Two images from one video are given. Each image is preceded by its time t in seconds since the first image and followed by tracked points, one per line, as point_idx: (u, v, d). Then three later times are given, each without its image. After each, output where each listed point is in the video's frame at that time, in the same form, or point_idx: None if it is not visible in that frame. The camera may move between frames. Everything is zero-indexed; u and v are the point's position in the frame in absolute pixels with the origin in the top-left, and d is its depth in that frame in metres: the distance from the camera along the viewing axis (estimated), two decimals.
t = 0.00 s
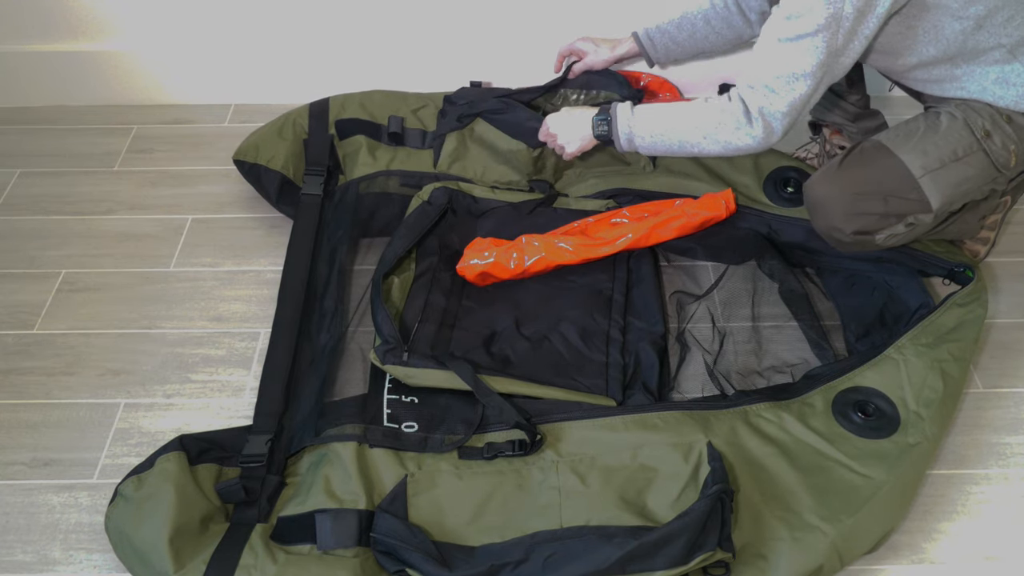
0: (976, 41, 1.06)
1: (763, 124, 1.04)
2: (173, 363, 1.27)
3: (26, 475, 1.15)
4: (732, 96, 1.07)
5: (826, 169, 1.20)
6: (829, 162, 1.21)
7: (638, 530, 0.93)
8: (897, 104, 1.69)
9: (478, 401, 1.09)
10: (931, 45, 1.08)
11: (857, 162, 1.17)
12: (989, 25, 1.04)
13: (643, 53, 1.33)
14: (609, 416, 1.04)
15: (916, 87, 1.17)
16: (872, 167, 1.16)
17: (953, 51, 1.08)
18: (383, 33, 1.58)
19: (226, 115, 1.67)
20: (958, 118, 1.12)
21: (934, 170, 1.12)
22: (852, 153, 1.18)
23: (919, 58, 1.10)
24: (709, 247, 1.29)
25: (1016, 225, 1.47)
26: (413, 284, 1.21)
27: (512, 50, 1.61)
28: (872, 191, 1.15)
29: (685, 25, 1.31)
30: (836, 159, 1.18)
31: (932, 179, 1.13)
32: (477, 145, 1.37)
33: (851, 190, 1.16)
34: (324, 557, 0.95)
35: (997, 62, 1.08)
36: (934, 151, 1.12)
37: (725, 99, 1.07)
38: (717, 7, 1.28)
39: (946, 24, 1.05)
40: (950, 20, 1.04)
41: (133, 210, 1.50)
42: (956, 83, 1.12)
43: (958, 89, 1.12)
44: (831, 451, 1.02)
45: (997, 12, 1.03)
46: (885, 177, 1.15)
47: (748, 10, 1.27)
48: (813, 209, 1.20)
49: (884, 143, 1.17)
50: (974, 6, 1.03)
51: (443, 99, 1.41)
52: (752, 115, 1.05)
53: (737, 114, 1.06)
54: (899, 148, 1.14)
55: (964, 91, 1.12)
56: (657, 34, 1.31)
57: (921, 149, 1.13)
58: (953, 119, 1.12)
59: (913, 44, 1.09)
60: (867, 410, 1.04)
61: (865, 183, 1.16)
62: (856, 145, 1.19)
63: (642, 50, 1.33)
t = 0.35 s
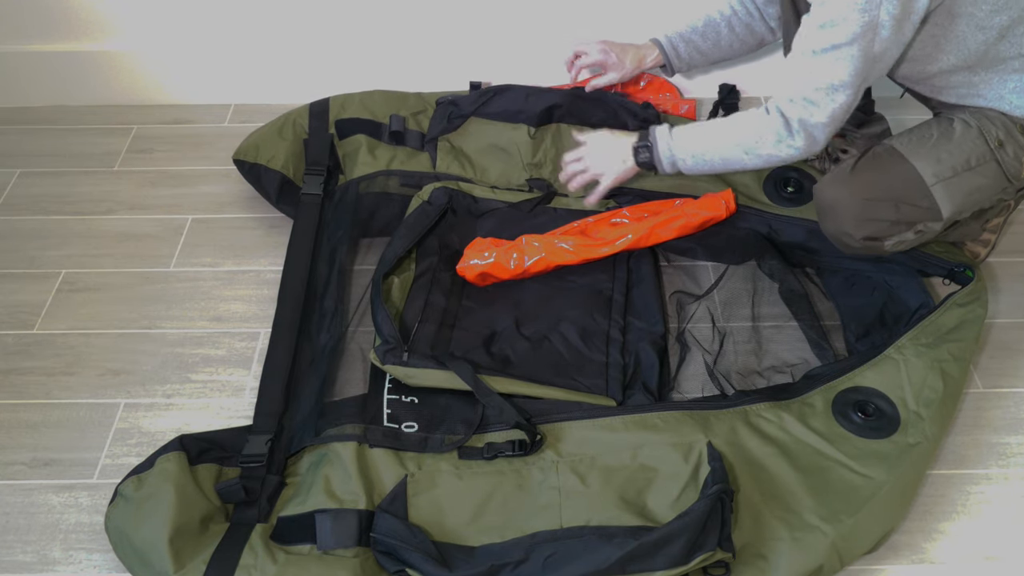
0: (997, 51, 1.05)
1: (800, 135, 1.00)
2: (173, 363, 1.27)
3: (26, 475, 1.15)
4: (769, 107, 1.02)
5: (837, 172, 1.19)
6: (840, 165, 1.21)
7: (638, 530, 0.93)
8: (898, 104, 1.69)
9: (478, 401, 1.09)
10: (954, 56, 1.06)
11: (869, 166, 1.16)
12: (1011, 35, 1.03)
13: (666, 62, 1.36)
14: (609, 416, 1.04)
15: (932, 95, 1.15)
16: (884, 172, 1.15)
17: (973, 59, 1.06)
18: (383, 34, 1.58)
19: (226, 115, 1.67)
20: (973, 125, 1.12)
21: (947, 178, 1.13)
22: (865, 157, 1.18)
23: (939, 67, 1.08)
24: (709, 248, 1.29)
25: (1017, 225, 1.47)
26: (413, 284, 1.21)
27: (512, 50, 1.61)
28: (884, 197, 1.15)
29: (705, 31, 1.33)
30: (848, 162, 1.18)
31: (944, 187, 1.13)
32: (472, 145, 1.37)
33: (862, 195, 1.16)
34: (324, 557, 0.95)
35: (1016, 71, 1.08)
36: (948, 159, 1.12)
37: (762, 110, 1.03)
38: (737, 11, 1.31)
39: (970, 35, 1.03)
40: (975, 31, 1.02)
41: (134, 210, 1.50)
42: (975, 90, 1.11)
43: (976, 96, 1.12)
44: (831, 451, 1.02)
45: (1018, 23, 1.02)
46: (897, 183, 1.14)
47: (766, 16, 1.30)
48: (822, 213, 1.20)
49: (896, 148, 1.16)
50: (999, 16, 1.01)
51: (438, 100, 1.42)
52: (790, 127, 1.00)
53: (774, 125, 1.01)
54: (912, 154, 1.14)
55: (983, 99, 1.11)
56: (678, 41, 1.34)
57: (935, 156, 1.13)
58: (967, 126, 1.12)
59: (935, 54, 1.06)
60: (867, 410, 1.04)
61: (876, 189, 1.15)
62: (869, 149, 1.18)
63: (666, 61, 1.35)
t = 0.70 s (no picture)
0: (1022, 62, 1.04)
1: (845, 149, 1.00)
2: (173, 363, 1.27)
3: (26, 475, 1.15)
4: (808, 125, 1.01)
5: (861, 179, 1.17)
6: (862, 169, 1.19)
7: (638, 531, 0.93)
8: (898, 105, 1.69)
9: (478, 401, 1.09)
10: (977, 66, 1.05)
11: (894, 174, 1.15)
12: None
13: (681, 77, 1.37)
14: (609, 416, 1.04)
15: (954, 101, 1.14)
16: (910, 181, 1.14)
17: (997, 70, 1.06)
18: (384, 34, 1.58)
19: (226, 115, 1.67)
20: (997, 135, 1.11)
21: (972, 189, 1.12)
22: (890, 165, 1.16)
23: (962, 77, 1.08)
24: (710, 248, 1.30)
25: (1018, 225, 1.47)
26: (413, 284, 1.20)
27: (513, 50, 1.61)
28: (910, 206, 1.14)
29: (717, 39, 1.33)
30: (872, 169, 1.16)
31: (970, 198, 1.12)
32: (471, 146, 1.38)
33: (888, 203, 1.14)
34: (324, 556, 0.95)
35: None
36: (974, 169, 1.11)
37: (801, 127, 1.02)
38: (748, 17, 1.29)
39: (994, 46, 1.02)
40: (999, 43, 1.01)
41: (134, 210, 1.50)
42: (997, 100, 1.11)
43: (995, 104, 1.11)
44: (834, 452, 1.02)
45: None
46: (923, 192, 1.13)
47: (779, 18, 1.27)
48: (843, 218, 1.19)
49: (920, 155, 1.14)
50: None
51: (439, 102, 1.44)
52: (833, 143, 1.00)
53: (816, 146, 1.00)
54: (937, 163, 1.13)
55: (1003, 109, 1.11)
56: (691, 54, 1.35)
57: (961, 166, 1.12)
58: (991, 135, 1.11)
59: (959, 62, 1.06)
60: (867, 410, 1.04)
61: (902, 198, 1.14)
62: (892, 155, 1.16)
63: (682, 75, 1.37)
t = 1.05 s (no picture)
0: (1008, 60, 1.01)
1: (808, 132, 1.00)
2: (173, 363, 1.27)
3: (26, 476, 1.15)
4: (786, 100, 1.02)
5: (845, 186, 1.18)
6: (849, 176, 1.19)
7: (638, 534, 0.93)
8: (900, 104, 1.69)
9: (479, 402, 1.09)
10: (964, 62, 1.03)
11: (878, 182, 1.15)
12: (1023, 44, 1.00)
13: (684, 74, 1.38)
14: (609, 417, 1.04)
15: (944, 100, 1.12)
16: (893, 189, 1.14)
17: (983, 67, 1.03)
18: (384, 34, 1.58)
19: (226, 115, 1.67)
20: (982, 140, 1.10)
21: (954, 196, 1.11)
22: (874, 172, 1.16)
23: (949, 73, 1.05)
24: (714, 249, 1.29)
25: (1019, 224, 1.47)
26: (413, 285, 1.20)
27: (514, 50, 1.60)
28: (892, 213, 1.13)
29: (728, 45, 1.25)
30: (857, 176, 1.16)
31: (952, 205, 1.11)
32: (477, 148, 1.34)
33: (869, 211, 1.14)
34: (324, 557, 0.95)
35: None
36: (956, 176, 1.11)
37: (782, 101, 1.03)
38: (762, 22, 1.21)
39: (980, 42, 0.99)
40: (986, 38, 0.99)
41: (134, 210, 1.50)
42: (984, 99, 1.08)
43: (985, 103, 1.09)
44: (834, 456, 1.01)
45: None
46: (906, 200, 1.13)
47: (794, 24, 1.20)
48: (829, 225, 1.19)
49: (905, 161, 1.14)
50: (1011, 23, 0.97)
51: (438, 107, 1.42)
52: (797, 122, 1.01)
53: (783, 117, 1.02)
54: (920, 170, 1.13)
55: (990, 109, 1.09)
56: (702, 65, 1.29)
57: (943, 173, 1.11)
58: (976, 141, 1.10)
59: (946, 58, 1.03)
60: (868, 412, 1.04)
61: (884, 205, 1.14)
62: (877, 163, 1.17)
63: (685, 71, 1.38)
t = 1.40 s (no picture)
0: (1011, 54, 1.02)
1: (822, 126, 1.01)
2: (173, 363, 1.27)
3: (26, 475, 1.15)
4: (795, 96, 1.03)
5: (850, 180, 1.17)
6: (850, 172, 1.19)
7: (638, 534, 0.93)
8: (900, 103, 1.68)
9: (479, 402, 1.09)
10: (967, 54, 1.03)
11: (882, 177, 1.14)
12: None
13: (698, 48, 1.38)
14: (609, 417, 1.04)
15: (945, 94, 1.12)
16: (898, 183, 1.13)
17: (986, 60, 1.03)
18: (384, 33, 1.57)
19: (226, 115, 1.67)
20: (985, 134, 1.10)
21: (959, 189, 1.11)
22: (878, 167, 1.15)
23: (953, 65, 1.05)
24: (713, 249, 1.29)
25: (1020, 223, 1.46)
26: (413, 285, 1.20)
27: (514, 50, 1.60)
28: (898, 208, 1.13)
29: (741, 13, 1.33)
30: (860, 171, 1.16)
31: (957, 198, 1.11)
32: (476, 148, 1.34)
33: (875, 206, 1.14)
34: (324, 557, 0.95)
35: None
36: (960, 169, 1.11)
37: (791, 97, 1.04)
38: None
39: (985, 34, 1.00)
40: (991, 30, 0.99)
41: (134, 210, 1.50)
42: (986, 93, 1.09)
43: (987, 97, 1.09)
44: (833, 455, 1.01)
45: None
46: (911, 194, 1.13)
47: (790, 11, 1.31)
48: (833, 221, 1.18)
49: (909, 156, 1.14)
50: (1016, 15, 0.97)
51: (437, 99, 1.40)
52: (813, 117, 1.01)
53: (794, 111, 1.02)
54: (925, 164, 1.12)
55: (992, 103, 1.09)
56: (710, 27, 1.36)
57: (948, 167, 1.11)
58: (979, 135, 1.10)
59: (949, 51, 1.03)
60: (868, 412, 1.04)
61: (890, 199, 1.13)
62: (880, 158, 1.16)
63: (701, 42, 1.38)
